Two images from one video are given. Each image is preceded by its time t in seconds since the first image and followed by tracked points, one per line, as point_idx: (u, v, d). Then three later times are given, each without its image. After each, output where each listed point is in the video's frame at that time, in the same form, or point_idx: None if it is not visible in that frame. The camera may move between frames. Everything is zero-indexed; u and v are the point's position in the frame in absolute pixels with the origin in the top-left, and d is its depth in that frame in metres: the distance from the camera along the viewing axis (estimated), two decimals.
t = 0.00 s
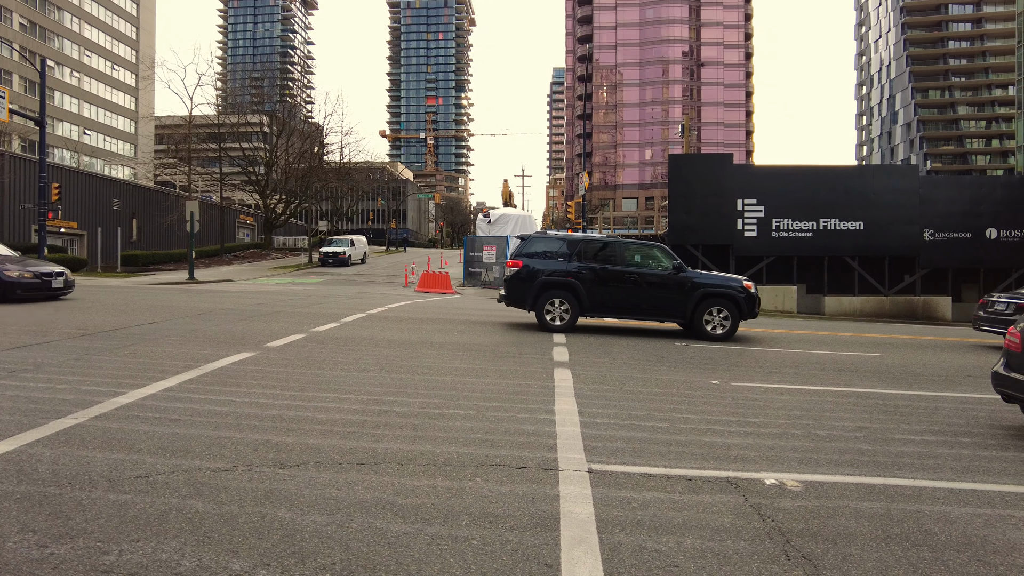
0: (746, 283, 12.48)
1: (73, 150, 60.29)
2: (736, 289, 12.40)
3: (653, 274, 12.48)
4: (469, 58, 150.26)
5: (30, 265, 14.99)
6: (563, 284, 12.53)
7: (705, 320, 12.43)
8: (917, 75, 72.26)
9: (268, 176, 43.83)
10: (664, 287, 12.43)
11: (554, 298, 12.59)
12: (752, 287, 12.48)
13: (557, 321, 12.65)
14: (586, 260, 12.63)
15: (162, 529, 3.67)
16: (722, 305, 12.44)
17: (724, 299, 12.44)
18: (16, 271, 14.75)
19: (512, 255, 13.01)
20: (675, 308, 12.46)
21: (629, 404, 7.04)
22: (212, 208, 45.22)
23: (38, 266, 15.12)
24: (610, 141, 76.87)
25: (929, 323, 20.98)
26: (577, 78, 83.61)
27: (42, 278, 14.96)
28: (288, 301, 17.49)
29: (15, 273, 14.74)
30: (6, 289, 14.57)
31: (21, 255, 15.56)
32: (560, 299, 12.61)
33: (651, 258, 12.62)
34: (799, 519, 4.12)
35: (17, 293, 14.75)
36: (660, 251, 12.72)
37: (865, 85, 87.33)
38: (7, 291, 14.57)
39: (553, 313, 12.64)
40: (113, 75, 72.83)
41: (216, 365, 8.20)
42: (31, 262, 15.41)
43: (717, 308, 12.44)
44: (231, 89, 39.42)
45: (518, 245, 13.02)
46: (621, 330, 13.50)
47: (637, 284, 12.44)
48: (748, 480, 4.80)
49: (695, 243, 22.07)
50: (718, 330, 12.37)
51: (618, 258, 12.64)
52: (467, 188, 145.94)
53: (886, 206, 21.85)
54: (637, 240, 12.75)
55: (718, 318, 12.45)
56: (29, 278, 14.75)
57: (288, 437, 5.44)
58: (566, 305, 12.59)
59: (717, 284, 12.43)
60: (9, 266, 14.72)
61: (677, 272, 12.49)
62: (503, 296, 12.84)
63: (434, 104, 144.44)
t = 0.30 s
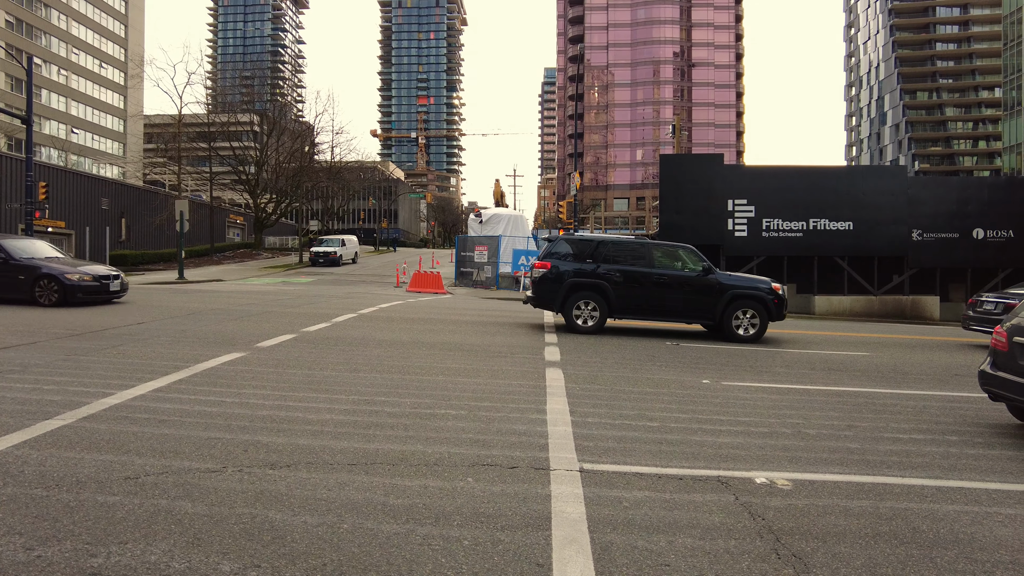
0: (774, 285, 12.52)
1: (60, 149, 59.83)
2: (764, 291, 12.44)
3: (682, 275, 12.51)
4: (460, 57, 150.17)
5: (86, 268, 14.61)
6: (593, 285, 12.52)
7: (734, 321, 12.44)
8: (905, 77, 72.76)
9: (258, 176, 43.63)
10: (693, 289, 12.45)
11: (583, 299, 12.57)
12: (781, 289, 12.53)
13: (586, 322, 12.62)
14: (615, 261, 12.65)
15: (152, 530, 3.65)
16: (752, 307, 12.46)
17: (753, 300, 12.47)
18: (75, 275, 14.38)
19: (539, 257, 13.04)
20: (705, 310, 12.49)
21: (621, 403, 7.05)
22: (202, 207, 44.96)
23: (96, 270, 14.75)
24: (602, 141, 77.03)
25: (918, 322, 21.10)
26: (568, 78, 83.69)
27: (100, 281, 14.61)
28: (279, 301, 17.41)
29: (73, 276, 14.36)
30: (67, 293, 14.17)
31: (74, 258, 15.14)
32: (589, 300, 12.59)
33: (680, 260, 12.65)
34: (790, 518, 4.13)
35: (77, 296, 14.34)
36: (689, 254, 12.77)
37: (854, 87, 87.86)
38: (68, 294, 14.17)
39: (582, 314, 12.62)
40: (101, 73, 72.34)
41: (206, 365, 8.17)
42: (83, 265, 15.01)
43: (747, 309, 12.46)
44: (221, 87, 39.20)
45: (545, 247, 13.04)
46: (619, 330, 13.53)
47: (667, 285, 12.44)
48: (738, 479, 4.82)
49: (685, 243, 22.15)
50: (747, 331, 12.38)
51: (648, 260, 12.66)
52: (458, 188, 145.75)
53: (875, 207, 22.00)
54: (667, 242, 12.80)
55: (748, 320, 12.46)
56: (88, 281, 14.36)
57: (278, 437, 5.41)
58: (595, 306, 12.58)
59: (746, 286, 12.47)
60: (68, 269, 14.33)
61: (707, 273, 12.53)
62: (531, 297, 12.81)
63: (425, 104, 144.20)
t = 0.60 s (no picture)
0: (797, 287, 12.63)
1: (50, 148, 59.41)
2: (788, 293, 12.53)
3: (707, 277, 12.53)
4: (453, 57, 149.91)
5: (143, 270, 14.45)
6: (618, 286, 12.49)
7: (758, 323, 12.52)
8: (896, 78, 73.15)
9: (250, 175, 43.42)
10: (718, 290, 12.50)
11: (607, 300, 12.55)
12: (803, 291, 12.64)
13: (610, 323, 12.61)
14: (640, 262, 12.63)
15: (142, 532, 3.63)
16: (775, 309, 12.55)
17: (776, 302, 12.56)
18: (134, 277, 14.18)
19: (562, 258, 12.97)
20: (730, 311, 12.53)
21: (613, 403, 7.06)
22: (193, 207, 44.71)
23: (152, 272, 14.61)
24: (595, 142, 77.09)
25: (908, 322, 21.20)
26: (561, 78, 83.68)
27: (158, 283, 14.42)
28: (272, 301, 17.34)
29: (132, 279, 14.19)
30: (127, 296, 13.97)
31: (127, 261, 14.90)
32: (613, 301, 12.57)
33: (704, 261, 12.68)
34: (781, 518, 4.13)
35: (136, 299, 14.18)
36: (712, 255, 12.80)
37: (845, 87, 88.22)
38: (128, 297, 13.97)
39: (606, 315, 12.61)
40: (91, 71, 71.86)
41: (198, 365, 8.15)
42: (139, 268, 14.81)
43: (770, 311, 12.54)
44: (212, 86, 38.99)
45: (568, 248, 12.96)
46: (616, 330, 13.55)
47: (692, 287, 12.46)
48: (731, 479, 4.83)
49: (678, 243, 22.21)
50: (771, 333, 12.45)
51: (673, 261, 12.66)
52: (451, 188, 145.46)
53: (866, 207, 22.11)
54: (691, 244, 12.81)
55: (771, 321, 12.54)
56: (147, 284, 14.17)
57: (269, 437, 5.40)
58: (620, 307, 12.57)
59: (770, 287, 12.54)
60: (127, 271, 14.11)
61: (730, 275, 12.58)
62: (555, 298, 12.76)
63: (418, 103, 143.85)
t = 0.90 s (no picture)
0: (815, 287, 12.66)
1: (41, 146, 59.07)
2: (807, 294, 12.57)
3: (726, 278, 12.56)
4: (447, 57, 149.79)
5: (200, 272, 13.93)
6: (639, 287, 12.50)
7: (777, 324, 12.54)
8: (888, 79, 73.48)
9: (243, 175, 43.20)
10: (736, 292, 12.53)
11: (627, 302, 12.57)
12: (820, 291, 12.68)
13: (629, 325, 12.63)
14: (659, 264, 12.63)
15: (135, 533, 3.61)
16: (794, 310, 12.57)
17: (795, 303, 12.58)
18: (191, 280, 13.71)
19: (581, 260, 12.96)
20: (749, 313, 12.56)
21: (607, 403, 7.06)
22: (186, 206, 44.53)
23: (209, 274, 14.07)
24: (588, 142, 77.15)
25: (900, 322, 21.29)
26: (555, 78, 83.60)
27: (215, 286, 13.96)
28: (266, 301, 17.30)
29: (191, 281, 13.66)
30: (185, 299, 13.50)
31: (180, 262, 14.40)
32: (633, 303, 12.59)
33: (723, 263, 12.71)
34: (774, 517, 4.15)
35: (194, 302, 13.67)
36: (731, 256, 12.82)
37: (838, 88, 88.58)
38: (186, 300, 13.52)
39: (625, 317, 12.62)
40: (82, 70, 71.50)
41: (190, 365, 8.13)
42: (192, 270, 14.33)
43: (789, 312, 12.57)
44: (205, 86, 38.79)
45: (587, 250, 12.96)
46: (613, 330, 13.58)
47: (712, 288, 12.48)
48: (724, 478, 4.83)
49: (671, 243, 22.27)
50: (790, 334, 12.49)
51: (692, 263, 12.67)
52: (445, 187, 145.37)
53: (859, 207, 22.21)
54: (710, 246, 12.83)
55: (790, 322, 12.58)
56: (205, 286, 13.72)
57: (263, 438, 5.38)
58: (639, 308, 12.59)
59: (789, 288, 12.56)
60: (185, 274, 13.60)
61: (749, 276, 12.62)
62: (574, 300, 12.77)
63: (412, 103, 143.65)
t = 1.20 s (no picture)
0: (830, 287, 12.67)
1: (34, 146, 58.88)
2: (822, 294, 12.58)
3: (742, 279, 12.57)
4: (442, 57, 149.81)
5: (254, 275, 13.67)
6: (654, 288, 12.53)
7: (792, 324, 12.55)
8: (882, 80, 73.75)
9: (237, 174, 43.03)
10: (751, 293, 12.55)
11: (643, 303, 12.60)
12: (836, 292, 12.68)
13: (646, 326, 12.67)
14: (675, 265, 12.65)
15: (128, 534, 3.60)
16: (810, 311, 12.58)
17: (810, 304, 12.59)
18: (246, 282, 13.43)
19: (595, 261, 12.98)
20: (764, 313, 12.58)
21: (602, 403, 7.06)
22: (180, 206, 44.39)
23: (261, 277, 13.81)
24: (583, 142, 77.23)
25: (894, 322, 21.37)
26: (550, 79, 83.62)
27: (268, 289, 13.72)
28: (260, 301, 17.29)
29: (245, 283, 13.39)
30: (241, 302, 13.22)
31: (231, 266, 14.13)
32: (649, 304, 12.62)
33: (738, 264, 12.72)
34: (769, 516, 4.16)
35: (249, 305, 13.37)
36: (746, 257, 12.81)
37: (832, 89, 88.90)
38: (242, 304, 13.23)
39: (641, 318, 12.65)
40: (76, 69, 71.31)
41: (185, 366, 8.12)
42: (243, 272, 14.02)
43: (805, 313, 12.58)
44: (199, 85, 38.63)
45: (602, 251, 12.98)
46: (609, 330, 13.57)
47: (728, 289, 12.51)
48: (719, 478, 4.84)
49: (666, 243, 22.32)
50: (806, 335, 12.51)
51: (708, 264, 12.67)
52: (440, 187, 145.44)
53: (854, 207, 22.28)
54: (725, 247, 12.83)
55: (806, 323, 12.59)
56: (259, 289, 13.43)
57: (258, 438, 5.37)
58: (655, 309, 12.62)
59: (804, 289, 12.57)
60: (239, 276, 13.32)
61: (764, 277, 12.64)
62: (590, 301, 12.78)
63: (407, 103, 143.64)
